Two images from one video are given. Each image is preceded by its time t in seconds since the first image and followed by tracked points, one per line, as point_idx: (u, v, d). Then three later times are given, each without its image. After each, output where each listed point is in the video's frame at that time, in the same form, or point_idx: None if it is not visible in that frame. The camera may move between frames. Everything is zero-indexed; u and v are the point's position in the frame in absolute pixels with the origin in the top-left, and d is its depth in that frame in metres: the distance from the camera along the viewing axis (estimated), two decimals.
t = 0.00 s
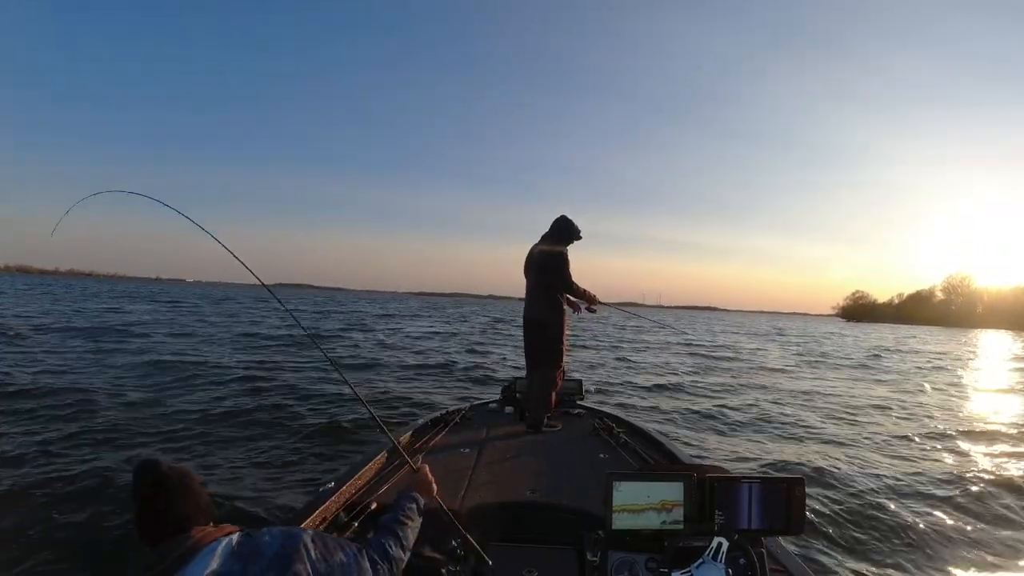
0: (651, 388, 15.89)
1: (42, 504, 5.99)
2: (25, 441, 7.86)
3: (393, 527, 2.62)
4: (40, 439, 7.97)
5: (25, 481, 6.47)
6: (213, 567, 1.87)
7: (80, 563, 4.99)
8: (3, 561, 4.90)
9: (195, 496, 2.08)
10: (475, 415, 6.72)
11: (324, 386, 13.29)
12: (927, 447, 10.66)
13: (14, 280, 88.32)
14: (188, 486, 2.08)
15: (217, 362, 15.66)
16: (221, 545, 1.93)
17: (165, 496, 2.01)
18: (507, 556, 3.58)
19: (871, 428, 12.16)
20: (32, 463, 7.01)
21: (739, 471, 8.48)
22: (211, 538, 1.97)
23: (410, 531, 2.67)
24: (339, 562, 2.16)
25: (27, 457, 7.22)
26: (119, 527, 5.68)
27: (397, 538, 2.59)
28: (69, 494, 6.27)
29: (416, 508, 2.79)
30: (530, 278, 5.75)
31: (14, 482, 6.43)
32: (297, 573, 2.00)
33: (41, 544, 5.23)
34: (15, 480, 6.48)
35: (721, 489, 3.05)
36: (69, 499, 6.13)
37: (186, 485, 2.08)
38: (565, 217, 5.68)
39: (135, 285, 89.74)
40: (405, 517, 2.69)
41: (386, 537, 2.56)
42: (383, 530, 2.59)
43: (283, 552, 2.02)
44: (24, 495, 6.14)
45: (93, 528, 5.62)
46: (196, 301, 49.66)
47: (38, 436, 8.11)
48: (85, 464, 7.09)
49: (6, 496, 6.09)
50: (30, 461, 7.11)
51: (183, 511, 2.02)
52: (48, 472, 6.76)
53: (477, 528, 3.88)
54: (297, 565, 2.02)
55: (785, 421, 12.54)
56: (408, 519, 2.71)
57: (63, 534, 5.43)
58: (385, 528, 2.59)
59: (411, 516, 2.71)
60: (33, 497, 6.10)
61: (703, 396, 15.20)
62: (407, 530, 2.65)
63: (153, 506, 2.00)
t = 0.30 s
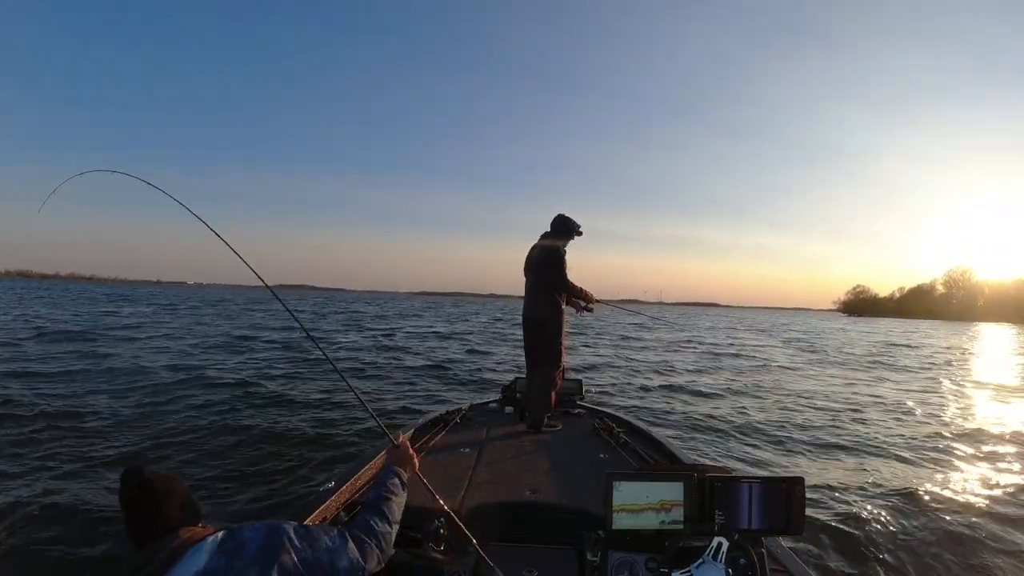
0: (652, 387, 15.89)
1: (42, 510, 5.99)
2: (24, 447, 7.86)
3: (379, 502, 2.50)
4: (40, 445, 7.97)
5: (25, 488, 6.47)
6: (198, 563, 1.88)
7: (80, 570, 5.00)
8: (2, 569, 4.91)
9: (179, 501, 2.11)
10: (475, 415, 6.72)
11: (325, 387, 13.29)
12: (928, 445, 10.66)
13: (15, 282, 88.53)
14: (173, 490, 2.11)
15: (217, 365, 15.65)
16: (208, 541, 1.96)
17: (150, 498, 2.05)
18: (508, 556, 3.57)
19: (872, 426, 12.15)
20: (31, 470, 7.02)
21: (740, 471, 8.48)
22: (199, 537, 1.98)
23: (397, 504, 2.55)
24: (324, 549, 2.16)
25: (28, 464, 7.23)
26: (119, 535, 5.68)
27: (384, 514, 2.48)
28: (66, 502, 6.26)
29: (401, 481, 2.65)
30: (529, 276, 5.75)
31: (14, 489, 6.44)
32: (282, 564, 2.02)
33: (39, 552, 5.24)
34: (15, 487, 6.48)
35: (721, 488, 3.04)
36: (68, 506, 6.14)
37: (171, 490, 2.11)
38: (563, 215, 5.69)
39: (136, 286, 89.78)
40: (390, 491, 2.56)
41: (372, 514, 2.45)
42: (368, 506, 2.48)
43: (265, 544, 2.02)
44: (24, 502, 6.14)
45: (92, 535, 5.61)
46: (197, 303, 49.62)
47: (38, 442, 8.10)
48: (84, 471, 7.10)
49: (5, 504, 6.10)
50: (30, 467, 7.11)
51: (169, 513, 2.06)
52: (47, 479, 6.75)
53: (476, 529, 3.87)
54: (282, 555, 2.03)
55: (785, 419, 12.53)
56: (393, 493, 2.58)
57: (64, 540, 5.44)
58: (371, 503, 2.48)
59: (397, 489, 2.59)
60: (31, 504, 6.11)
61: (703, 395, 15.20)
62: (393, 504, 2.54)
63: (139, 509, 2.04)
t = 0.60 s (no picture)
0: (652, 387, 15.91)
1: (43, 512, 6.01)
2: (25, 447, 7.88)
3: (368, 492, 2.42)
4: (40, 446, 7.99)
5: (25, 489, 6.48)
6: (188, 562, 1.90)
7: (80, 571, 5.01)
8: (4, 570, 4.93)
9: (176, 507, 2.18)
10: (475, 415, 6.72)
11: (325, 387, 13.31)
12: (928, 443, 10.67)
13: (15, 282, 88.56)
14: (172, 498, 2.18)
15: (217, 366, 15.66)
16: (197, 540, 1.99)
17: (141, 498, 2.09)
18: (508, 556, 3.59)
19: (871, 425, 12.17)
20: (31, 471, 7.04)
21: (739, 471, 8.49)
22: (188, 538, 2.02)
23: (387, 494, 2.48)
24: (312, 541, 2.15)
25: (28, 464, 7.24)
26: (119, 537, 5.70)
27: (373, 504, 2.42)
28: (68, 502, 6.29)
29: (391, 470, 2.57)
30: (529, 277, 5.74)
31: (15, 490, 6.46)
32: (269, 561, 2.02)
33: (39, 554, 5.25)
34: (16, 487, 6.50)
35: (721, 489, 3.05)
36: (69, 507, 6.16)
37: (168, 496, 2.18)
38: (563, 215, 5.69)
39: (135, 287, 89.82)
40: (379, 481, 2.48)
41: (361, 505, 2.39)
42: (356, 497, 2.41)
43: (253, 538, 2.03)
44: (24, 503, 6.15)
45: (92, 536, 5.63)
46: (197, 304, 49.60)
47: (38, 443, 8.12)
48: (84, 471, 7.12)
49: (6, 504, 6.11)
50: (31, 467, 7.13)
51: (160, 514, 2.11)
52: (48, 480, 6.77)
53: (476, 528, 3.88)
54: (270, 552, 2.03)
55: (785, 419, 12.55)
56: (382, 483, 2.51)
57: (64, 542, 5.46)
58: (360, 494, 2.41)
59: (386, 479, 2.51)
60: (31, 505, 6.12)
61: (703, 395, 15.20)
62: (382, 494, 2.47)
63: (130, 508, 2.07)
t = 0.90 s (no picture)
0: (650, 388, 15.93)
1: (41, 513, 6.02)
2: (23, 447, 7.89)
3: (360, 490, 2.39)
4: (39, 445, 8.00)
5: (24, 489, 6.50)
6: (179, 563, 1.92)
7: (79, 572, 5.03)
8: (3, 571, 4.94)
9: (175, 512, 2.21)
10: (476, 415, 6.73)
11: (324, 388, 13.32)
12: (926, 446, 10.70)
13: (13, 280, 88.29)
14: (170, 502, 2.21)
15: (216, 366, 15.65)
16: (188, 541, 2.00)
17: (131, 503, 2.09)
18: (507, 556, 3.59)
19: (869, 428, 12.20)
20: (31, 471, 7.04)
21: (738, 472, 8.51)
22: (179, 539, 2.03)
23: (379, 494, 2.44)
24: (301, 539, 2.13)
25: (28, 464, 7.26)
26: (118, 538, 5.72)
27: (364, 503, 2.38)
28: (67, 502, 6.31)
29: (384, 469, 2.52)
30: (530, 278, 5.75)
31: (14, 490, 6.47)
32: (259, 560, 2.02)
33: (39, 555, 5.26)
34: (15, 488, 6.52)
35: (720, 488, 3.05)
36: (69, 508, 6.17)
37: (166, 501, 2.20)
38: (564, 215, 5.71)
39: (132, 286, 89.56)
40: (371, 480, 2.44)
41: (352, 503, 2.36)
42: (348, 495, 2.38)
43: (240, 538, 2.02)
44: (23, 504, 6.17)
45: (94, 537, 5.65)
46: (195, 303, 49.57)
47: (36, 442, 8.13)
48: (84, 473, 7.13)
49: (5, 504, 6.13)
50: (30, 468, 7.14)
51: (151, 517, 2.11)
52: (47, 480, 6.78)
53: (476, 528, 3.88)
54: (259, 551, 2.03)
55: (783, 420, 12.57)
56: (375, 482, 2.46)
57: (63, 544, 5.47)
58: (351, 492, 2.37)
59: (379, 478, 2.46)
60: (31, 506, 6.13)
61: (702, 396, 15.22)
62: (374, 493, 2.43)
63: (122, 514, 2.09)
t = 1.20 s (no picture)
0: (650, 388, 15.93)
1: (40, 513, 6.01)
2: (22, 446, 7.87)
3: (359, 492, 2.39)
4: (37, 445, 7.99)
5: (22, 490, 6.49)
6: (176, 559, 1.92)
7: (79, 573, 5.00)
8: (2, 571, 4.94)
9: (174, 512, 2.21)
10: (476, 414, 6.73)
11: (323, 387, 13.31)
12: (925, 447, 10.71)
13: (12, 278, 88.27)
14: (170, 503, 2.22)
15: (215, 365, 15.64)
16: (187, 539, 2.00)
17: (129, 504, 2.09)
18: (507, 556, 3.59)
19: (868, 429, 12.21)
20: (30, 472, 7.01)
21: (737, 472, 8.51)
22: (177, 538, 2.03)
23: (378, 497, 2.43)
24: (300, 539, 2.13)
25: (26, 463, 7.24)
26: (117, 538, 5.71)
27: (363, 504, 2.38)
28: (66, 502, 6.30)
29: (384, 472, 2.52)
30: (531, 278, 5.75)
31: (12, 490, 6.46)
32: (258, 558, 2.02)
33: (38, 557, 5.24)
34: (12, 488, 6.50)
35: (720, 489, 3.05)
36: (68, 509, 6.14)
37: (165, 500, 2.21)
38: (565, 215, 5.70)
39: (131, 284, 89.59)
40: (371, 483, 2.44)
41: (351, 504, 2.36)
42: (347, 496, 2.38)
43: (239, 536, 2.02)
44: (21, 504, 6.15)
45: (92, 537, 5.64)
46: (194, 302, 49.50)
47: (35, 442, 8.11)
48: (83, 473, 7.10)
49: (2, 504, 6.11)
50: (28, 467, 7.12)
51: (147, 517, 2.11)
52: (45, 481, 6.77)
53: (476, 529, 3.88)
54: (259, 548, 2.03)
55: (783, 421, 12.56)
56: (375, 485, 2.46)
57: (61, 544, 5.46)
58: (350, 493, 2.37)
59: (378, 481, 2.46)
60: (31, 507, 6.10)
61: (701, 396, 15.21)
62: (374, 495, 2.42)
63: (120, 514, 2.08)
